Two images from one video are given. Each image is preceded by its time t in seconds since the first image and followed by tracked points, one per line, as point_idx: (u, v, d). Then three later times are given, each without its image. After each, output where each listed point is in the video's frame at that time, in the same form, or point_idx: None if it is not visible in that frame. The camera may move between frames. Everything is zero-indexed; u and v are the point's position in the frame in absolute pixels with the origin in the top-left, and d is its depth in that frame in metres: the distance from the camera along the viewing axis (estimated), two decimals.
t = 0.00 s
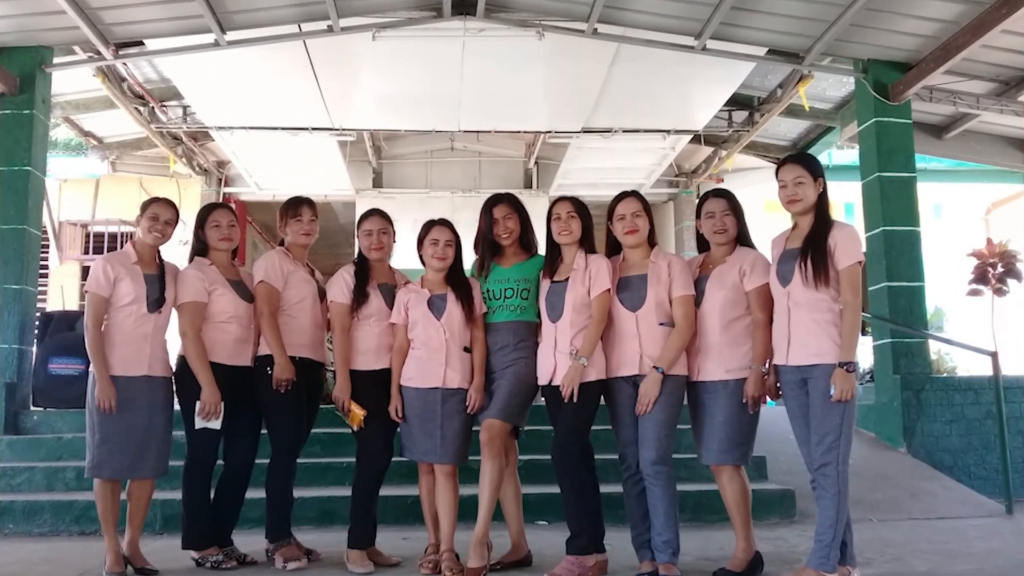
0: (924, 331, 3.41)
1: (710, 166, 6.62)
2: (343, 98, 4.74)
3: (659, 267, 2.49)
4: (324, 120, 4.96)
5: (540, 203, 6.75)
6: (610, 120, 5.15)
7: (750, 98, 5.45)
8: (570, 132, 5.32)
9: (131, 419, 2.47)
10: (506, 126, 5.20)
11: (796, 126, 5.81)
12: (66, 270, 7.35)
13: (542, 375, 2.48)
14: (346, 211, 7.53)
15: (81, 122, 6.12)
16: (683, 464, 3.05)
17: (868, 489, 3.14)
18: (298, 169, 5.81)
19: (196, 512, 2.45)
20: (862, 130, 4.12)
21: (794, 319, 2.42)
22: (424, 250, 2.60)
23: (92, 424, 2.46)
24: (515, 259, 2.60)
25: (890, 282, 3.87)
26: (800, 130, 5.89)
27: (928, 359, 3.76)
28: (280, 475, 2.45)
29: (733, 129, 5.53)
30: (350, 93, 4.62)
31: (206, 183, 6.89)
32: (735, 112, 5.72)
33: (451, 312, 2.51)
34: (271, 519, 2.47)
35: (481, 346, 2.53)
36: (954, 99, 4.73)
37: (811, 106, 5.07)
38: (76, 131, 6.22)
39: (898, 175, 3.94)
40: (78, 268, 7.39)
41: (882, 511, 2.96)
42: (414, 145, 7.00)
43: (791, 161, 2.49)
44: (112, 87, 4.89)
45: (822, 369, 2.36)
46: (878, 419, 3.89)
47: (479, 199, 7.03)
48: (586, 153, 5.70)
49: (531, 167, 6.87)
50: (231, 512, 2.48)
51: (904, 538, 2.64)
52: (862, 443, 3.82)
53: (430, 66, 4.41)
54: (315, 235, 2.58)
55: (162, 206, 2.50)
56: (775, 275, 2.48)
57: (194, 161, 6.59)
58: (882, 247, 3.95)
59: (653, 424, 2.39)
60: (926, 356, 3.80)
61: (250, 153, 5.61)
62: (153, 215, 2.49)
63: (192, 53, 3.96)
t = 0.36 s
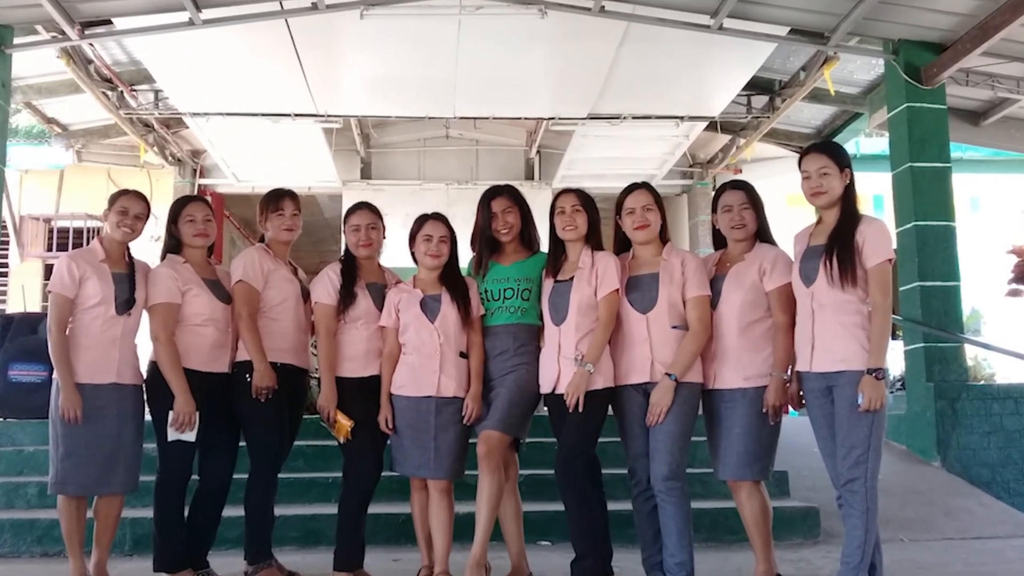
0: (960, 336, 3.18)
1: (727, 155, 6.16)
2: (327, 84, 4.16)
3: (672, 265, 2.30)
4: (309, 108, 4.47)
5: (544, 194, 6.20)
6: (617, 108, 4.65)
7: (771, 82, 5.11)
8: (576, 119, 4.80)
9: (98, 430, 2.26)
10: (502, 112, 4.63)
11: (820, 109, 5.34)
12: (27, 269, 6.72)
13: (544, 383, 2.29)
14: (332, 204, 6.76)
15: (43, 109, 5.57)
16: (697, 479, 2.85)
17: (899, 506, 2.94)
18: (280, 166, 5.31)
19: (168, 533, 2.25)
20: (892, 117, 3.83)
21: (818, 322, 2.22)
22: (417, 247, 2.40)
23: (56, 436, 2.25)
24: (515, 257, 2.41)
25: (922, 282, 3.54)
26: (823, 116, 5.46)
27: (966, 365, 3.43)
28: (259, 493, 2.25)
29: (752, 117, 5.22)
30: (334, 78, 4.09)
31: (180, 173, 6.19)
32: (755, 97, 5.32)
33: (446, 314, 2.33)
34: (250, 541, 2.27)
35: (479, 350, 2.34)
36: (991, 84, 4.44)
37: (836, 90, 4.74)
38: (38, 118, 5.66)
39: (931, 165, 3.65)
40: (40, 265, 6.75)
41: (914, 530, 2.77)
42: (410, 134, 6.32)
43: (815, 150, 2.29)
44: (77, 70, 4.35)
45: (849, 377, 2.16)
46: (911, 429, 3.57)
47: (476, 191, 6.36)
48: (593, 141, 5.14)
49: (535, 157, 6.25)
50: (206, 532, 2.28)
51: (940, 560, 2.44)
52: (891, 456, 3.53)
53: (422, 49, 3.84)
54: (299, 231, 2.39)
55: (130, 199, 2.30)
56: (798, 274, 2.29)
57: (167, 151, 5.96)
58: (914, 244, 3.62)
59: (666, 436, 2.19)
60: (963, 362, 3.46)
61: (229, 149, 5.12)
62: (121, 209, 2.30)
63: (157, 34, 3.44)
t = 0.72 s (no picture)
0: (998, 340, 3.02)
1: (744, 144, 5.91)
2: (315, 69, 4.00)
3: (684, 263, 2.13)
4: (293, 94, 4.28)
5: (547, 186, 5.95)
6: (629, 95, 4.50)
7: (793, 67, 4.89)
8: (581, 106, 4.61)
9: (65, 442, 2.10)
10: (503, 98, 4.43)
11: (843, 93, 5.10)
12: None
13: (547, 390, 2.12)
14: (318, 197, 6.44)
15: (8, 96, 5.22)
16: (712, 494, 2.68)
17: (929, 524, 2.77)
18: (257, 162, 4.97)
19: (141, 553, 2.08)
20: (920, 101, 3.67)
21: (842, 325, 2.05)
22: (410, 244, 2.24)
23: (21, 448, 2.09)
24: (515, 255, 2.24)
25: (955, 282, 3.37)
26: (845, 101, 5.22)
27: (999, 371, 3.28)
28: (239, 510, 2.07)
29: (770, 102, 4.98)
30: (319, 63, 3.94)
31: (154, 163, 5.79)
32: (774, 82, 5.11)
33: (440, 317, 2.17)
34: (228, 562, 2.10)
35: (476, 355, 2.18)
36: None
37: (862, 75, 4.59)
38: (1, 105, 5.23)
39: (964, 156, 3.48)
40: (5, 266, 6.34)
41: (946, 550, 2.60)
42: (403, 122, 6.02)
43: (839, 140, 2.12)
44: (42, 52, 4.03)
45: (876, 384, 1.98)
46: (941, 439, 3.39)
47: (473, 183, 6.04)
48: (598, 130, 4.94)
49: (536, 146, 5.97)
50: (182, 553, 2.10)
51: None
52: (918, 467, 3.36)
53: (414, 31, 3.66)
54: (284, 227, 2.24)
55: (100, 192, 2.16)
56: (821, 273, 2.12)
57: (138, 139, 5.59)
58: (947, 240, 3.45)
59: (679, 450, 2.02)
60: (998, 367, 3.31)
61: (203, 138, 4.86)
62: (91, 202, 2.16)
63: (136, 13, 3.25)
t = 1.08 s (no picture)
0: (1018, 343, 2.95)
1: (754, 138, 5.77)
2: (313, 61, 3.91)
3: (691, 263, 2.05)
4: (286, 87, 4.20)
5: (549, 183, 5.86)
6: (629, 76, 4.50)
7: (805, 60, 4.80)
8: (584, 99, 4.53)
9: (47, 449, 2.01)
10: (503, 91, 4.34)
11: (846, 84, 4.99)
12: None
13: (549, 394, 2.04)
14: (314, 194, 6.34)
15: None
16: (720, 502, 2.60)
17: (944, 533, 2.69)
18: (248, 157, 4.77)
19: (126, 564, 1.99)
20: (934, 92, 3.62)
21: (856, 327, 1.96)
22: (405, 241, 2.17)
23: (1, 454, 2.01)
24: (515, 254, 2.16)
25: (973, 282, 3.31)
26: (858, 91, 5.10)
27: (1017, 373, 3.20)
28: (228, 520, 1.99)
29: (781, 95, 4.87)
30: (315, 55, 3.85)
31: (138, 158, 5.40)
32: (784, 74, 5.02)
33: (438, 317, 2.09)
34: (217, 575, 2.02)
35: (474, 358, 2.10)
36: None
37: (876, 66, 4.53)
38: None
39: (983, 150, 3.40)
40: None
41: (962, 560, 2.52)
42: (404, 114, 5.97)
43: (852, 133, 2.04)
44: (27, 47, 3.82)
45: (891, 388, 1.89)
46: (957, 445, 3.31)
47: (471, 178, 5.94)
48: (601, 124, 4.85)
49: (537, 140, 5.86)
50: (169, 564, 2.02)
51: None
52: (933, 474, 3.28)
53: (411, 23, 3.60)
54: (274, 225, 2.16)
55: (83, 188, 2.09)
56: (834, 271, 2.03)
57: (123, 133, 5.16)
58: (965, 238, 3.38)
59: (685, 457, 1.93)
60: (1017, 369, 3.23)
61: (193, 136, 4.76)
62: (74, 199, 2.09)
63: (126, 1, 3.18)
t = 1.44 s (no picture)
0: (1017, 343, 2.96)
1: (755, 139, 5.77)
2: (314, 61, 3.92)
3: (691, 262, 2.05)
4: (286, 88, 4.20)
5: (550, 183, 5.85)
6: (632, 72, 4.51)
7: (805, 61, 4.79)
8: (584, 100, 4.54)
9: (46, 450, 2.01)
10: (504, 91, 4.34)
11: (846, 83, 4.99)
12: None
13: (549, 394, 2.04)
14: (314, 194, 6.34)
15: None
16: (720, 502, 2.60)
17: (945, 533, 2.69)
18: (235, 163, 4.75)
19: (126, 564, 2.00)
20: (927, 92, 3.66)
21: (855, 327, 1.96)
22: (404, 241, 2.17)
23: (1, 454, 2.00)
24: (516, 253, 2.16)
25: (973, 282, 3.30)
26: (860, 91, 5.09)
27: (1018, 374, 3.20)
28: (228, 520, 1.99)
29: (781, 95, 4.86)
30: (315, 56, 3.85)
31: (138, 157, 5.38)
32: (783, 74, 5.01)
33: (438, 317, 2.09)
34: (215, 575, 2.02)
35: (474, 358, 2.10)
36: None
37: (876, 67, 4.54)
38: None
39: (983, 150, 3.41)
40: None
41: (962, 560, 2.52)
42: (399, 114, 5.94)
43: (852, 134, 2.04)
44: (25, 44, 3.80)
45: (891, 388, 1.89)
46: (958, 444, 3.31)
47: (471, 178, 5.94)
48: (602, 124, 4.85)
49: (537, 140, 5.86)
50: (169, 564, 2.01)
51: None
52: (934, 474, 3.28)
53: (411, 24, 3.61)
54: (274, 225, 2.16)
55: (83, 189, 2.09)
56: (835, 273, 2.03)
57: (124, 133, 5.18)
58: (966, 238, 3.38)
59: (685, 457, 1.94)
60: (1017, 369, 3.23)
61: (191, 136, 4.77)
62: (74, 199, 2.09)
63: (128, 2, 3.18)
